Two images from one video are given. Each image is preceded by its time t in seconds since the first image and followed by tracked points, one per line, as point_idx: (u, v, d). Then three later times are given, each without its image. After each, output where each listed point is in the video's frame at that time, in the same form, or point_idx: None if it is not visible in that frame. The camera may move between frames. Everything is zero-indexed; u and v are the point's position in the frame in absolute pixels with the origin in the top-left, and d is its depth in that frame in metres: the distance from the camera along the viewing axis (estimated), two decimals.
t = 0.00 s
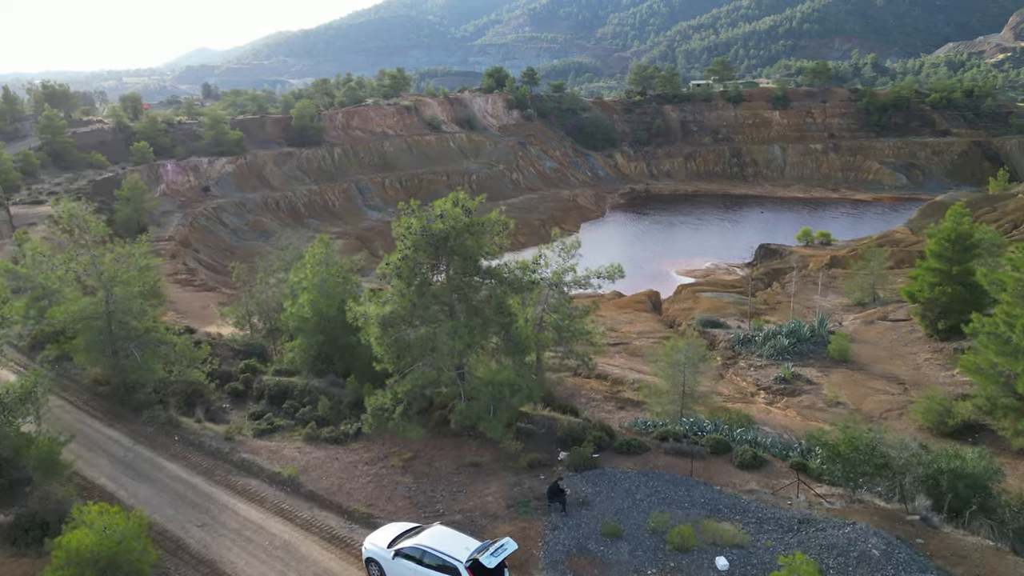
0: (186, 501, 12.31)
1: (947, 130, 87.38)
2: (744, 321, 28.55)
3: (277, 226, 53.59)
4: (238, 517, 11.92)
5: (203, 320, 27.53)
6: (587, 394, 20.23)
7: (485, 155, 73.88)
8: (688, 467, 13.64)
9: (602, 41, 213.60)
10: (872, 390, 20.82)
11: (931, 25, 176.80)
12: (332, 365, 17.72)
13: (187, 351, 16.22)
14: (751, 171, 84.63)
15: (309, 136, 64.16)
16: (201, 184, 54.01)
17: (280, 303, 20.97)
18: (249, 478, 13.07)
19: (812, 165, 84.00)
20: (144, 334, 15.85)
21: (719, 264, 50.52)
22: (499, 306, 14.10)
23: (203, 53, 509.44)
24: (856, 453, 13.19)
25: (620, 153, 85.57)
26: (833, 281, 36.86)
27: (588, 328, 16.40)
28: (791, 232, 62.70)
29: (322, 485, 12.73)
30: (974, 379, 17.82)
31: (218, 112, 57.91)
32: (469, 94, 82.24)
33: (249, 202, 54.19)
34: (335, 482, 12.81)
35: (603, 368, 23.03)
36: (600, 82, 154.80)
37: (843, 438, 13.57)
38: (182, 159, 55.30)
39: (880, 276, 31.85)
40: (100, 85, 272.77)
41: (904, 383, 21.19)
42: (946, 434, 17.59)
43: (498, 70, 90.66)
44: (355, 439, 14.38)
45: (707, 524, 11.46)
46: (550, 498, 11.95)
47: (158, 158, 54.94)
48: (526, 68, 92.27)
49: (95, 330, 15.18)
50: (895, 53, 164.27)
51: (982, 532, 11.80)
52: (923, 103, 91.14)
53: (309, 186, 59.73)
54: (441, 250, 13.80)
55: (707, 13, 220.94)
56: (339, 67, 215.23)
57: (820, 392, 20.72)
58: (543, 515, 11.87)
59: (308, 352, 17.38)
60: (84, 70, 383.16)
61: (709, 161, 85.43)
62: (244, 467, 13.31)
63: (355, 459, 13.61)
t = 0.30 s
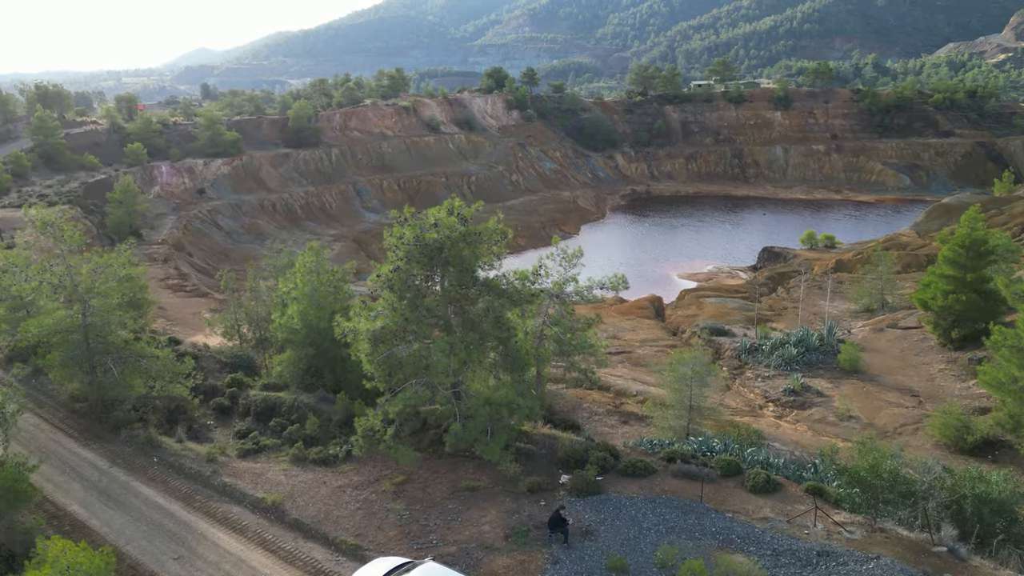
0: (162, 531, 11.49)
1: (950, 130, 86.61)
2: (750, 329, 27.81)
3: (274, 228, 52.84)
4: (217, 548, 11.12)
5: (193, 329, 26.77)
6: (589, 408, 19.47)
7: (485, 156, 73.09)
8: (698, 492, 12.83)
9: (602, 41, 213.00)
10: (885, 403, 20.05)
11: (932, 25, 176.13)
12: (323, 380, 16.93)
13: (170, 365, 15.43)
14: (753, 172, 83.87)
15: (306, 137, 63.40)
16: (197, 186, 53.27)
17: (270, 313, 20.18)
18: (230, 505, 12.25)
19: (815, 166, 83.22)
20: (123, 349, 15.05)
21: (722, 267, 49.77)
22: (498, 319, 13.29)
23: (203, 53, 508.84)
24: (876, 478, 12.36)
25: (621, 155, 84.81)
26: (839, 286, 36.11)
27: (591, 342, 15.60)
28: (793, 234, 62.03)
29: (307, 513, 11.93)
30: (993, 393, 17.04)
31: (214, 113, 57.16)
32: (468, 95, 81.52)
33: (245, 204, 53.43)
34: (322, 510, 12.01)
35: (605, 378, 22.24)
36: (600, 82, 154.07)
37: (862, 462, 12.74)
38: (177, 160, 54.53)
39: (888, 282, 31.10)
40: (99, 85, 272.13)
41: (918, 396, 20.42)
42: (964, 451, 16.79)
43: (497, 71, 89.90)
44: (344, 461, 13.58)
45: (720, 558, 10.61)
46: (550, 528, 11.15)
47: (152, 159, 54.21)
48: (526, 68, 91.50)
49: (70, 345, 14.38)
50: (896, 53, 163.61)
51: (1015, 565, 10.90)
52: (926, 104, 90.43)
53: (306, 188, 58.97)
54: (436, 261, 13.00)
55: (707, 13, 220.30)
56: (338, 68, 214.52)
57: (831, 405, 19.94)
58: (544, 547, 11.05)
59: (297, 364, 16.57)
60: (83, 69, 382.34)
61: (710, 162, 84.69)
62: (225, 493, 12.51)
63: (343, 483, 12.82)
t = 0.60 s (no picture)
0: (134, 564, 10.67)
1: (954, 131, 85.86)
2: (756, 336, 27.04)
3: (270, 231, 52.09)
4: None
5: (182, 336, 26.03)
6: (591, 422, 18.71)
7: (485, 157, 72.25)
8: (710, 519, 12.03)
9: (602, 41, 212.35)
10: (899, 416, 19.28)
11: (933, 25, 175.55)
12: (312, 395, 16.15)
13: (150, 381, 14.64)
14: (755, 173, 83.10)
15: (303, 138, 62.67)
16: (192, 188, 52.52)
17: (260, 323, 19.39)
18: (209, 534, 11.44)
19: (817, 167, 82.44)
20: (99, 364, 14.24)
21: (725, 271, 48.97)
22: (495, 334, 12.48)
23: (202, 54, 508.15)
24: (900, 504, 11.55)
25: (622, 155, 84.01)
26: (846, 290, 35.33)
27: (594, 356, 14.83)
28: (796, 236, 61.23)
29: (291, 543, 11.13)
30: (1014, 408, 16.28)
31: (209, 113, 56.35)
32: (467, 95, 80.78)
33: (240, 206, 52.67)
34: (307, 540, 11.22)
35: (608, 390, 21.47)
36: (601, 83, 153.27)
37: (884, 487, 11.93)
38: (171, 161, 53.78)
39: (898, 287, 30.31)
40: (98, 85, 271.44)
41: (933, 409, 19.66)
42: (986, 469, 15.99)
43: (497, 71, 89.13)
44: (332, 485, 12.78)
45: None
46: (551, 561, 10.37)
47: (146, 161, 53.44)
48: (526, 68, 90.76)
49: (44, 361, 13.59)
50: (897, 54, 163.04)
51: None
52: (929, 104, 89.72)
53: (303, 190, 58.17)
54: (430, 272, 12.20)
55: (707, 13, 219.67)
56: (337, 68, 213.73)
57: (843, 419, 19.16)
58: None
59: (285, 378, 15.75)
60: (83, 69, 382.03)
61: (711, 163, 83.94)
62: (204, 520, 11.71)
63: (331, 509, 12.04)
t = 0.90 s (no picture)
0: None
1: (957, 132, 85.09)
2: (762, 345, 26.26)
3: (266, 233, 51.28)
4: None
5: (171, 345, 25.24)
6: (594, 437, 17.89)
7: (484, 158, 71.46)
8: (722, 550, 11.25)
9: (602, 42, 211.57)
10: (914, 431, 18.49)
11: (934, 25, 174.75)
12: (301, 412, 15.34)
13: (128, 399, 13.86)
14: (757, 174, 82.33)
15: (300, 139, 61.94)
16: (186, 190, 51.78)
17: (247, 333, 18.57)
18: (184, 567, 10.65)
19: (820, 168, 81.69)
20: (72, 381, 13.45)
21: (728, 274, 48.18)
22: (492, 351, 11.69)
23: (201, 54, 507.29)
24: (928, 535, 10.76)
25: (623, 156, 83.20)
26: (853, 295, 34.55)
27: (597, 373, 14.04)
28: (799, 238, 60.45)
29: None
30: None
31: (205, 114, 55.54)
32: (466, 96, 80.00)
33: (236, 208, 51.88)
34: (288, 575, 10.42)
35: (610, 402, 20.67)
36: (601, 83, 152.47)
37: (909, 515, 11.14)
38: (166, 163, 53.01)
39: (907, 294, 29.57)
40: (96, 85, 270.51)
41: (949, 424, 18.91)
42: (1008, 490, 15.22)
43: (496, 71, 88.33)
44: (318, 514, 11.97)
45: None
46: None
47: (141, 162, 52.67)
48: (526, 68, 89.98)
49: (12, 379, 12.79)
50: (898, 54, 162.39)
51: None
52: (932, 105, 89.01)
53: (300, 191, 57.33)
54: (423, 285, 11.41)
55: (707, 13, 218.94)
56: (336, 68, 212.70)
57: (855, 434, 18.38)
58: None
59: (273, 394, 14.99)
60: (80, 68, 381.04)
61: (712, 164, 83.19)
62: (180, 552, 10.91)
63: (316, 540, 11.27)
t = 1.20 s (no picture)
0: None
1: (960, 133, 84.37)
2: (769, 353, 25.48)
3: (261, 236, 50.49)
4: None
5: (158, 356, 24.40)
6: (596, 454, 17.10)
7: (483, 159, 70.67)
8: None
9: (602, 42, 210.88)
10: (930, 447, 17.70)
11: (935, 25, 173.98)
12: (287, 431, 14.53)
13: (102, 418, 13.05)
14: (758, 175, 81.54)
15: (297, 140, 61.18)
16: (181, 192, 51.04)
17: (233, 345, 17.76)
18: None
19: (822, 169, 80.92)
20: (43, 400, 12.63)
21: (731, 278, 47.38)
22: (489, 371, 10.85)
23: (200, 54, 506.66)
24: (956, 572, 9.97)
25: (623, 157, 82.40)
26: (860, 301, 33.77)
27: (600, 391, 13.25)
28: (801, 241, 59.68)
29: None
30: None
31: (199, 115, 54.77)
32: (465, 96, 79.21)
33: (231, 210, 51.09)
34: None
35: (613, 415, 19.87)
36: (600, 83, 151.68)
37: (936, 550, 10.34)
38: (160, 165, 52.27)
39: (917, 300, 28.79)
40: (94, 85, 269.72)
41: (966, 439, 18.13)
42: None
43: (496, 72, 87.56)
44: (301, 546, 11.15)
45: None
46: None
47: (134, 164, 51.91)
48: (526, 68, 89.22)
49: None
50: (898, 53, 161.67)
51: None
52: (935, 105, 88.27)
53: (297, 193, 56.49)
54: (414, 301, 10.58)
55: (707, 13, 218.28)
56: (335, 69, 211.88)
57: (869, 450, 17.59)
58: None
59: (257, 411, 14.20)
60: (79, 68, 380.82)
61: (714, 165, 82.43)
62: None
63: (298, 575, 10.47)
